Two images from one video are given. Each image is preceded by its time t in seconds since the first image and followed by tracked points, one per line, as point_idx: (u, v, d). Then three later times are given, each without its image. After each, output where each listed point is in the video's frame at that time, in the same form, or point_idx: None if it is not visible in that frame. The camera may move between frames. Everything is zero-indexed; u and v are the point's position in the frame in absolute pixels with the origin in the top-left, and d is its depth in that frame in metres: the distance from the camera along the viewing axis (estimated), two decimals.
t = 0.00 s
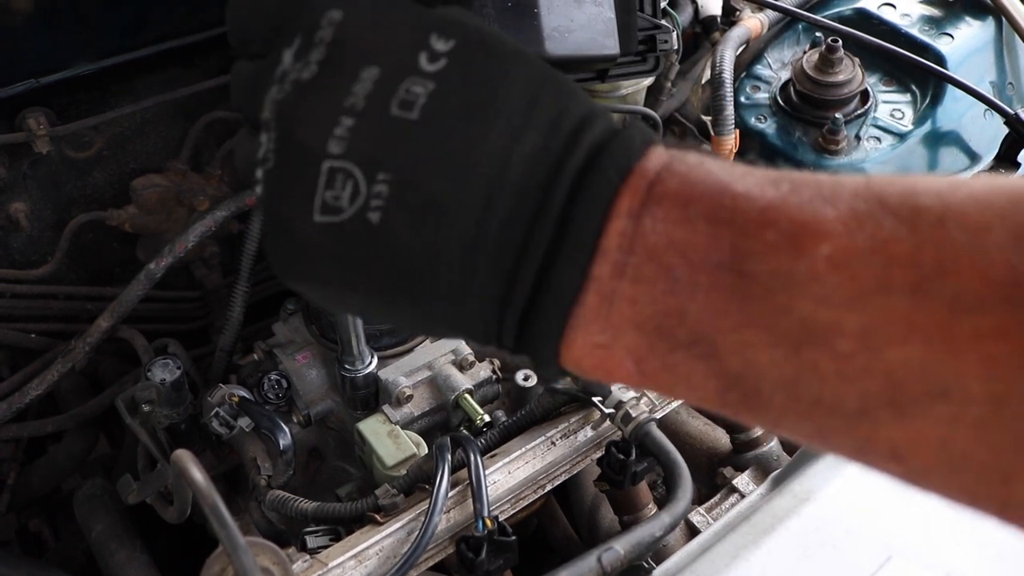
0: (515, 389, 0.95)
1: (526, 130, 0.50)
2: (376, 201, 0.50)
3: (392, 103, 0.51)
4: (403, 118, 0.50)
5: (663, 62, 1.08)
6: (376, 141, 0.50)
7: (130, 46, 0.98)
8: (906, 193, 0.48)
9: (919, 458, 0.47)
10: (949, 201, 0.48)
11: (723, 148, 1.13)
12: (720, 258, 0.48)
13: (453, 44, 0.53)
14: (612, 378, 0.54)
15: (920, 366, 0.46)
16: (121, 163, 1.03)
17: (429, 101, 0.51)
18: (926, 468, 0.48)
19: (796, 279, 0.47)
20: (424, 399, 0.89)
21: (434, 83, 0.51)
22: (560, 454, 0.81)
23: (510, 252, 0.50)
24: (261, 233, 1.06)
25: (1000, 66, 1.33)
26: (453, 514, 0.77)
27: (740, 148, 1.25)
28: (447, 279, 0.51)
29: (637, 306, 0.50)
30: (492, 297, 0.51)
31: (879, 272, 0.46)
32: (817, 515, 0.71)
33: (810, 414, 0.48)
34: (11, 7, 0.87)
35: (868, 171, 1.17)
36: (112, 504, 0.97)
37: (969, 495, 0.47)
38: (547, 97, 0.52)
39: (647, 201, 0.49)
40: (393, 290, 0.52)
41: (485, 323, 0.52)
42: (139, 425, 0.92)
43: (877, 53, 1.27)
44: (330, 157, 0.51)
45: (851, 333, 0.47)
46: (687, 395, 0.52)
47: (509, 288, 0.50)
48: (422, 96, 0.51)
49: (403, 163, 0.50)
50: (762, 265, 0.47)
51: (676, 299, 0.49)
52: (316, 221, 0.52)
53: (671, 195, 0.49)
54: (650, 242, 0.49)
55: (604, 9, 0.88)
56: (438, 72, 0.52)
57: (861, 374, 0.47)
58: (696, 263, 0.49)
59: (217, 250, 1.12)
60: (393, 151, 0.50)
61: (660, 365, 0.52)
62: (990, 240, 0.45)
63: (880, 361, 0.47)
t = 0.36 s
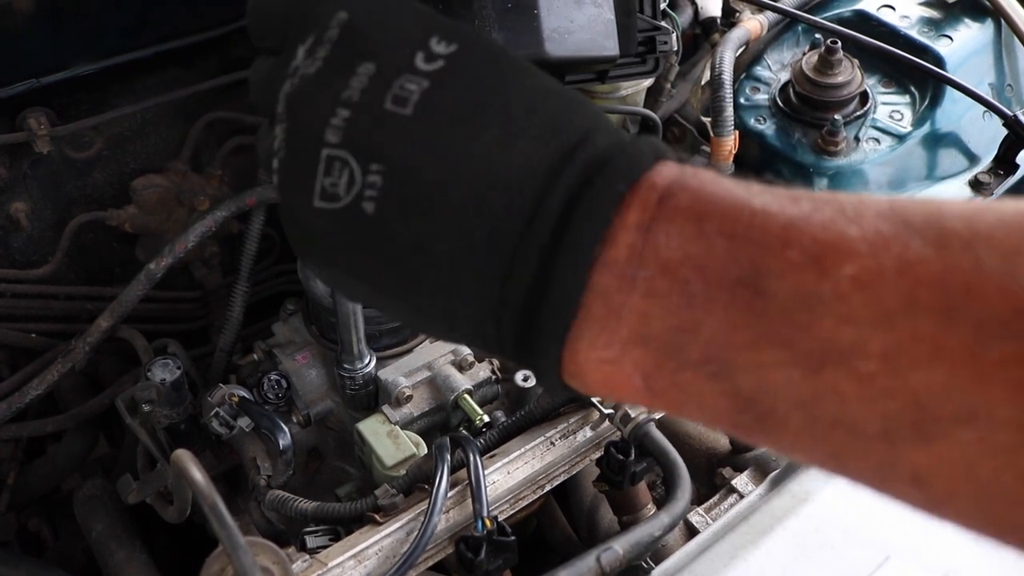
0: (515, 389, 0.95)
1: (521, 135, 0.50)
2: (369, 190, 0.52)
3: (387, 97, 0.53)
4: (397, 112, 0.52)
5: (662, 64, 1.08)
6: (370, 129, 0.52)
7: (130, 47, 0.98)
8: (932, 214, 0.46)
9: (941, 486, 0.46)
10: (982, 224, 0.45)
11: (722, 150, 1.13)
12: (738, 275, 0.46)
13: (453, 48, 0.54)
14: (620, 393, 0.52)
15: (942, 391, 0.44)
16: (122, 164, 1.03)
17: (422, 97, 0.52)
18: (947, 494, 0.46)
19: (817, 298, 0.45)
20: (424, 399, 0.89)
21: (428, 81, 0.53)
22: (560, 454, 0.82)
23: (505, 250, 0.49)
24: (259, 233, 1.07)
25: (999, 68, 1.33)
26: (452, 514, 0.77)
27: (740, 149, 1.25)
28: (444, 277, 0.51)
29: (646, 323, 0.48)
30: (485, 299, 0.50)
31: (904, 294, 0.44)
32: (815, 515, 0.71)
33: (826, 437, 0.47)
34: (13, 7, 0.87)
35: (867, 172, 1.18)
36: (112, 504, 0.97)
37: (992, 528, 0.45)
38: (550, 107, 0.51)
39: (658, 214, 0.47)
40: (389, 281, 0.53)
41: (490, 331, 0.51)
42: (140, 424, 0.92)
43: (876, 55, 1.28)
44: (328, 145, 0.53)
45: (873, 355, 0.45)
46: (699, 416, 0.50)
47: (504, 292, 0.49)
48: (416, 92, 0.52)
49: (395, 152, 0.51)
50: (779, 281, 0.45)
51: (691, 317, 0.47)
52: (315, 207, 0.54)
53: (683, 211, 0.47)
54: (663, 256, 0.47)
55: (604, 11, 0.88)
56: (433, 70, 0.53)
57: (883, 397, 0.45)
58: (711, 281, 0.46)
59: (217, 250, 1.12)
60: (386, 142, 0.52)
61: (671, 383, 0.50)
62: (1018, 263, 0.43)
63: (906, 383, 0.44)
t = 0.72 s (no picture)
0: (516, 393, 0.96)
1: (579, 83, 0.48)
2: (442, 164, 0.50)
3: (445, 71, 0.50)
4: (457, 86, 0.50)
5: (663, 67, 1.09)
6: (434, 108, 0.50)
7: (132, 51, 0.99)
8: (998, 134, 0.46)
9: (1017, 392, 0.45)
10: None
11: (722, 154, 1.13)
12: (812, 206, 0.46)
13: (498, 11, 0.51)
14: (699, 326, 0.51)
15: (1017, 304, 0.43)
16: (123, 167, 1.03)
17: (481, 66, 0.50)
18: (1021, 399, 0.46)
19: (892, 226, 0.44)
20: (424, 403, 0.90)
21: (482, 49, 0.50)
22: (560, 458, 0.82)
23: (579, 203, 0.48)
24: (261, 236, 1.07)
25: (998, 71, 1.30)
26: (453, 518, 0.77)
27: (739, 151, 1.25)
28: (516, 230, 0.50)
29: (724, 255, 0.48)
30: (562, 247, 0.50)
31: (976, 212, 0.44)
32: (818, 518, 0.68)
33: (904, 356, 0.46)
34: (14, 12, 0.87)
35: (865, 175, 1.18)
36: (114, 508, 0.97)
37: None
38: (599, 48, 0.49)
39: (726, 151, 0.46)
40: (465, 250, 0.52)
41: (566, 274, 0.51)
42: (142, 428, 0.93)
43: (875, 58, 1.28)
44: (395, 128, 0.51)
45: (948, 274, 0.44)
46: (778, 340, 0.50)
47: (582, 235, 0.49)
48: (472, 62, 0.50)
49: (467, 127, 0.49)
50: (856, 210, 0.45)
51: (767, 247, 0.47)
52: (391, 189, 0.52)
53: (751, 144, 0.47)
54: (733, 192, 0.46)
55: (604, 14, 0.88)
56: (484, 38, 0.50)
57: (959, 313, 0.44)
58: (783, 211, 0.46)
59: (218, 254, 1.13)
60: (455, 115, 0.50)
61: (749, 314, 0.49)
62: None
63: (979, 300, 0.44)
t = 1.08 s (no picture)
0: (515, 394, 0.95)
1: (552, 95, 0.49)
2: (410, 173, 0.52)
3: (415, 79, 0.52)
4: (427, 95, 0.51)
5: (663, 68, 1.09)
6: (404, 114, 0.52)
7: (130, 53, 0.98)
8: (1009, 157, 0.44)
9: None
10: None
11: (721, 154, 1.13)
12: (812, 232, 0.45)
13: (473, 22, 0.53)
14: (695, 354, 0.51)
15: None
16: (122, 169, 1.03)
17: (450, 75, 0.51)
18: None
19: (902, 255, 0.43)
20: (424, 405, 0.90)
21: (453, 58, 0.52)
22: (560, 460, 0.82)
23: (549, 222, 0.48)
24: (259, 238, 1.08)
25: (998, 71, 1.31)
26: (453, 520, 0.77)
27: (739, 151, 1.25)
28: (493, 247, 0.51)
29: (718, 282, 0.47)
30: (536, 265, 0.50)
31: (995, 247, 0.42)
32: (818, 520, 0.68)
33: (915, 392, 0.44)
34: (12, 14, 0.86)
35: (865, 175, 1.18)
36: (113, 510, 0.97)
37: None
38: (575, 64, 0.50)
39: (715, 172, 0.47)
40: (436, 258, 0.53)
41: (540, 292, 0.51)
42: (140, 430, 0.93)
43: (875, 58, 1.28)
44: (365, 136, 0.53)
45: (964, 310, 0.42)
46: (779, 373, 0.49)
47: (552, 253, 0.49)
48: (442, 71, 0.51)
49: (434, 134, 0.51)
50: (861, 240, 0.44)
51: (765, 276, 0.46)
52: (364, 194, 0.54)
53: (746, 167, 0.47)
54: (725, 215, 0.47)
55: (603, 15, 0.88)
56: (456, 48, 0.52)
57: (973, 351, 0.42)
58: (782, 239, 0.45)
59: (217, 256, 1.12)
60: (422, 124, 0.51)
61: (747, 342, 0.48)
62: None
63: (997, 338, 0.42)
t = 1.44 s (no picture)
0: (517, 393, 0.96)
1: (565, 106, 0.51)
2: (434, 193, 0.52)
3: (442, 99, 0.51)
4: (455, 114, 0.51)
5: (665, 67, 1.09)
6: (429, 136, 0.51)
7: (132, 51, 0.98)
8: (931, 150, 0.48)
9: (948, 397, 0.48)
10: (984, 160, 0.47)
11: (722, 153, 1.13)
12: (759, 217, 0.49)
13: (494, 35, 0.52)
14: (664, 333, 0.55)
15: (947, 314, 0.46)
16: (124, 168, 1.03)
17: (477, 94, 0.51)
18: (955, 403, 0.48)
19: (830, 235, 0.48)
20: (426, 403, 0.90)
21: (479, 76, 0.51)
22: (562, 458, 0.81)
23: (563, 222, 0.52)
24: (261, 237, 1.08)
25: (999, 70, 1.30)
26: (455, 518, 0.77)
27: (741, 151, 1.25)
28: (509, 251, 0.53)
29: (683, 265, 0.51)
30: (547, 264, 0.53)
31: (907, 227, 0.46)
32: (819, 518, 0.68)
33: (845, 360, 0.49)
34: (15, 12, 0.87)
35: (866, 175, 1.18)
36: (115, 509, 0.97)
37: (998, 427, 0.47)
38: (581, 70, 0.52)
39: (688, 166, 0.50)
40: (445, 262, 0.54)
41: (545, 288, 0.54)
42: (142, 429, 0.93)
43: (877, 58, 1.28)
44: (389, 157, 0.52)
45: (882, 285, 0.47)
46: (737, 347, 0.53)
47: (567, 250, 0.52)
48: (469, 89, 0.51)
49: (457, 151, 0.51)
50: (798, 221, 0.48)
51: (720, 259, 0.50)
52: (381, 218, 0.53)
53: (709, 158, 0.50)
54: (690, 204, 0.50)
55: (605, 14, 0.88)
56: (480, 65, 0.51)
57: (892, 322, 0.47)
58: (735, 224, 0.50)
59: (219, 255, 1.12)
60: (452, 143, 0.51)
61: (707, 320, 0.52)
62: (1009, 193, 0.45)
63: (910, 311, 0.47)
